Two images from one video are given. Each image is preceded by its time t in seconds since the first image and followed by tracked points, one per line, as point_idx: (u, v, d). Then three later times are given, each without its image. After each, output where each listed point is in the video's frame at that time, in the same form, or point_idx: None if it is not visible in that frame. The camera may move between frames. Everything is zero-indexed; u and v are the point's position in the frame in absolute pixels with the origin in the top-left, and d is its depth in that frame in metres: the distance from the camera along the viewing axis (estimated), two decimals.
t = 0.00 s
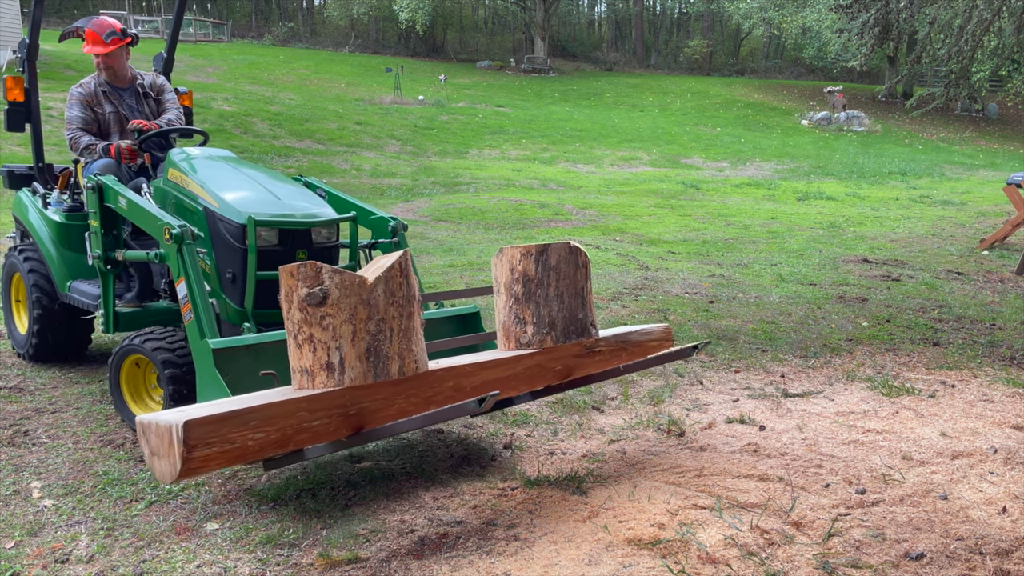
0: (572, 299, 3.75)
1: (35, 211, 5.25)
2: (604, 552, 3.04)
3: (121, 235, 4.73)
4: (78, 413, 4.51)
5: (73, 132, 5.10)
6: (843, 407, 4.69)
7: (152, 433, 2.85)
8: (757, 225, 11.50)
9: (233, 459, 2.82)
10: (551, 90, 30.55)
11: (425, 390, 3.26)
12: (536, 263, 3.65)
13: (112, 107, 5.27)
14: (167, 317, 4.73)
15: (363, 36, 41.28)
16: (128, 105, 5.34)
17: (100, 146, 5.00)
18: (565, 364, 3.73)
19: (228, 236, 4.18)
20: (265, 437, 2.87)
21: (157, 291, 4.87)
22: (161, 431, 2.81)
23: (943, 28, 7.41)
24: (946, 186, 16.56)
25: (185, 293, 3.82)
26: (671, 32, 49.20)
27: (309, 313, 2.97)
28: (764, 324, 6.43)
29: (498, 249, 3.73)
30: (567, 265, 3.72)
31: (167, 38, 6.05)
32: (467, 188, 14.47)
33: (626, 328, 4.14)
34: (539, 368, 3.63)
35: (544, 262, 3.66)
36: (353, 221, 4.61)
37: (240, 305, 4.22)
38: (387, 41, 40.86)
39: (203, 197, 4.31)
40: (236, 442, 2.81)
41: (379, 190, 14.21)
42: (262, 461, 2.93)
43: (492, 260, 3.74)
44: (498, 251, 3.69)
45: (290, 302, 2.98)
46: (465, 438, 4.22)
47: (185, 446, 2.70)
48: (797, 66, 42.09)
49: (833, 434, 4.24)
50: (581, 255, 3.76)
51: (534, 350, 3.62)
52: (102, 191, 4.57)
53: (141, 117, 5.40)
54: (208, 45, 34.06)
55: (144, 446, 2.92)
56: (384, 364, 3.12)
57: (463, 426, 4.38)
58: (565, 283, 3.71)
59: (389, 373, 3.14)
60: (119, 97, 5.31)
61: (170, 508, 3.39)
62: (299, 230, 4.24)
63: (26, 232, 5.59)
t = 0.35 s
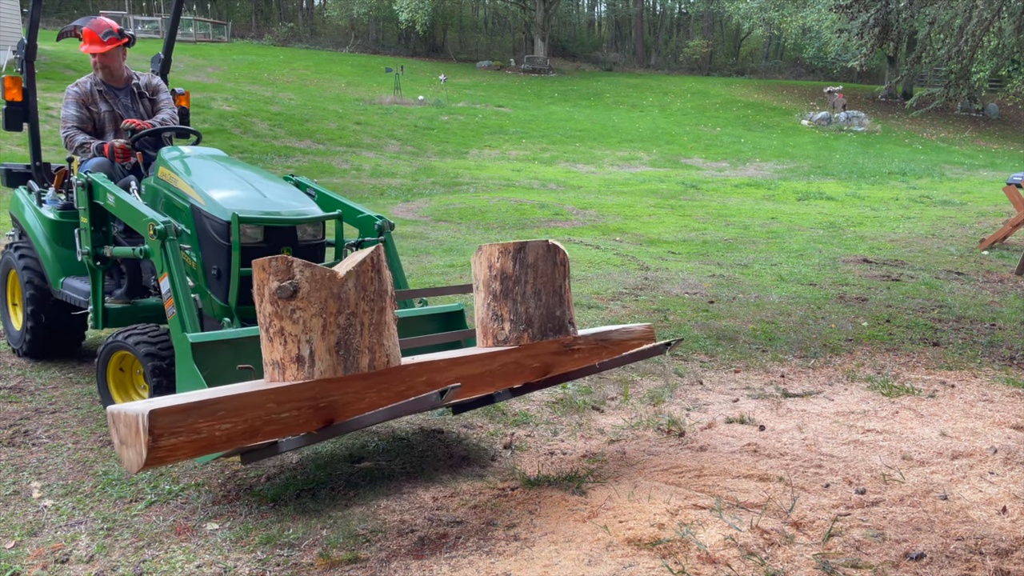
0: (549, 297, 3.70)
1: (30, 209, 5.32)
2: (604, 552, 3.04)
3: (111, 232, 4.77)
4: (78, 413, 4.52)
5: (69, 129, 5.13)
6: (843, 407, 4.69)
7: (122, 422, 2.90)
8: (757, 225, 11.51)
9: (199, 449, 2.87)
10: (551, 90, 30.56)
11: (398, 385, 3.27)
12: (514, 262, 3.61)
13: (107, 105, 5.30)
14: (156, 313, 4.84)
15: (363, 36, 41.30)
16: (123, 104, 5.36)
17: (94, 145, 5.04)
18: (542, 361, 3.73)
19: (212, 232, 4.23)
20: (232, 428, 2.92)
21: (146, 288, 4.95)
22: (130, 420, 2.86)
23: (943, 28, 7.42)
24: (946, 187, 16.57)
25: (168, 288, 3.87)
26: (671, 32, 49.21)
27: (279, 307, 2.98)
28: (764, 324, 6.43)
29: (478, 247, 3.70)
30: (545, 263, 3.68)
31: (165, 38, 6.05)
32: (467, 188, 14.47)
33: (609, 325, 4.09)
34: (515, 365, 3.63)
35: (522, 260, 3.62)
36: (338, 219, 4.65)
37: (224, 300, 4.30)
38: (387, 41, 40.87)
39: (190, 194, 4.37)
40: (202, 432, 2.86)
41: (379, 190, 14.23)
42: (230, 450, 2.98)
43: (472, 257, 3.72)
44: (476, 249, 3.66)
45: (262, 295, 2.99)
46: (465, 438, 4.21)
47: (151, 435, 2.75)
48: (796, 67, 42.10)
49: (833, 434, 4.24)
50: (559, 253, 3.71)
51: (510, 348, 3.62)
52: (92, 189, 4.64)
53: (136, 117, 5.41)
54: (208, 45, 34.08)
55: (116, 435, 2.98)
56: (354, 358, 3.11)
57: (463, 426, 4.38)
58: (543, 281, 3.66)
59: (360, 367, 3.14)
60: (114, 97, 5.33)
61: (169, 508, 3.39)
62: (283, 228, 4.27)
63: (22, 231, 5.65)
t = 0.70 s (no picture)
0: (524, 293, 3.64)
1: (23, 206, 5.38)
2: (604, 552, 3.04)
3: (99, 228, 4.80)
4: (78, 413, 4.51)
5: (63, 127, 5.16)
6: (843, 407, 4.69)
7: (84, 411, 2.87)
8: (757, 225, 11.51)
9: (163, 439, 2.86)
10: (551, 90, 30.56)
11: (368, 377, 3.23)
12: (489, 257, 3.58)
13: (103, 104, 5.32)
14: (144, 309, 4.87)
15: (363, 36, 41.30)
16: (119, 104, 5.38)
17: (88, 143, 5.07)
18: (517, 357, 3.68)
19: (196, 229, 4.25)
20: (195, 418, 2.91)
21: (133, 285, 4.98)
22: (92, 409, 2.84)
23: (943, 28, 7.42)
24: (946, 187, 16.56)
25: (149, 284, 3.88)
26: (671, 32, 49.21)
27: (246, 299, 2.94)
28: (764, 324, 6.43)
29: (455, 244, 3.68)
30: (520, 259, 3.63)
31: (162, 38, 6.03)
32: (467, 188, 14.47)
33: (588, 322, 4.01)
34: (490, 360, 3.58)
35: (496, 255, 3.59)
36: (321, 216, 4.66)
37: (206, 297, 4.32)
38: (387, 41, 40.88)
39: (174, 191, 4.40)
40: (165, 421, 2.84)
41: (379, 190, 14.22)
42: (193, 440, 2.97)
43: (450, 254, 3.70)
44: (453, 245, 3.63)
45: (228, 287, 2.96)
46: (465, 438, 4.21)
47: (113, 423, 2.73)
48: (796, 67, 42.10)
49: (833, 434, 4.24)
50: (535, 249, 3.66)
51: (483, 343, 3.56)
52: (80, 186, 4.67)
53: (131, 117, 5.42)
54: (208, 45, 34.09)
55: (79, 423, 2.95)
56: (321, 351, 3.08)
57: (462, 426, 4.38)
58: (518, 277, 3.62)
59: (327, 360, 3.10)
60: (110, 96, 5.35)
61: (169, 508, 3.39)
62: (265, 224, 4.28)
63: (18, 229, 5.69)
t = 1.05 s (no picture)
0: (497, 288, 3.62)
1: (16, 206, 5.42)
2: (604, 552, 3.05)
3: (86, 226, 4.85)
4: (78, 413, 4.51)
5: (55, 127, 5.19)
6: (843, 407, 4.69)
7: (51, 404, 2.88)
8: (758, 225, 11.51)
9: (127, 431, 2.86)
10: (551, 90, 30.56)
11: (336, 370, 3.21)
12: (462, 253, 3.54)
13: (95, 104, 5.35)
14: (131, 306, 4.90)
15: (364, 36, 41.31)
16: (111, 104, 5.42)
17: (80, 143, 5.11)
18: (490, 352, 3.65)
19: (178, 226, 4.28)
20: (160, 411, 2.90)
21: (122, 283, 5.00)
22: (58, 402, 2.84)
23: (943, 28, 7.43)
24: (946, 187, 16.56)
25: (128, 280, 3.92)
26: (671, 32, 49.20)
27: (213, 295, 2.95)
28: (764, 324, 6.43)
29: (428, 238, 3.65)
30: (493, 255, 3.60)
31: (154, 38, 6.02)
32: (467, 188, 14.47)
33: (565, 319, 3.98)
34: (462, 355, 3.57)
35: (470, 251, 3.56)
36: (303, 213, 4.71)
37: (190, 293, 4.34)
38: (387, 41, 40.89)
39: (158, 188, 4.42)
40: (129, 414, 2.84)
41: (379, 190, 14.22)
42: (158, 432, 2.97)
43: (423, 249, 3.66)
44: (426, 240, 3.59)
45: (196, 283, 2.97)
46: (465, 438, 4.20)
47: (75, 416, 2.73)
48: (796, 67, 42.10)
49: (834, 434, 4.24)
50: (509, 244, 3.64)
51: (456, 338, 3.53)
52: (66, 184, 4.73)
53: (122, 117, 5.44)
54: (209, 45, 34.09)
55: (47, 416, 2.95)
56: (288, 344, 3.07)
57: (462, 426, 4.37)
58: (491, 273, 3.59)
59: (294, 354, 3.09)
60: (102, 96, 5.38)
61: (170, 508, 3.39)
62: (246, 221, 4.35)
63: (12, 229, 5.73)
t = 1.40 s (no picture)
0: (472, 284, 3.62)
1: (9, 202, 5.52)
2: (604, 552, 3.05)
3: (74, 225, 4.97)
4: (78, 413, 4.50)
5: (47, 127, 5.28)
6: (843, 407, 4.69)
7: (21, 398, 2.87)
8: (757, 225, 11.51)
9: (96, 425, 2.86)
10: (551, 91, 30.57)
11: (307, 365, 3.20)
12: (437, 248, 3.55)
13: (86, 105, 5.43)
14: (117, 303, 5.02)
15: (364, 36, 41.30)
16: (102, 104, 5.49)
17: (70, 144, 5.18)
18: (466, 347, 3.64)
19: (161, 223, 4.31)
20: (128, 405, 2.89)
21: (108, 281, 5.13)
22: (27, 395, 2.84)
23: (943, 28, 7.42)
24: (946, 187, 16.57)
25: (112, 277, 4.01)
26: (671, 32, 49.20)
27: (182, 290, 2.96)
28: (765, 324, 6.43)
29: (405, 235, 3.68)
30: (468, 251, 3.60)
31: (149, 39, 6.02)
32: (467, 188, 14.47)
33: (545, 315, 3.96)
34: (437, 350, 3.54)
35: (444, 247, 3.56)
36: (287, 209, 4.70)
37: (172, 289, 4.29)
38: (387, 41, 40.92)
39: (143, 187, 4.45)
40: (97, 407, 2.84)
41: (379, 190, 14.24)
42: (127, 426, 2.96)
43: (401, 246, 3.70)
44: (403, 237, 3.62)
45: (166, 278, 2.98)
46: (465, 438, 4.20)
47: (43, 409, 2.73)
48: (796, 67, 42.12)
49: (834, 434, 4.24)
50: (484, 241, 3.63)
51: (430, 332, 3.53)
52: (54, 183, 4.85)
53: (113, 117, 5.51)
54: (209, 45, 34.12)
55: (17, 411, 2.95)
56: (256, 340, 3.08)
57: (462, 426, 4.37)
58: (465, 269, 3.60)
59: (262, 349, 3.10)
60: (93, 96, 5.46)
61: (170, 508, 3.39)
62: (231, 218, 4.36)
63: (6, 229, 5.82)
